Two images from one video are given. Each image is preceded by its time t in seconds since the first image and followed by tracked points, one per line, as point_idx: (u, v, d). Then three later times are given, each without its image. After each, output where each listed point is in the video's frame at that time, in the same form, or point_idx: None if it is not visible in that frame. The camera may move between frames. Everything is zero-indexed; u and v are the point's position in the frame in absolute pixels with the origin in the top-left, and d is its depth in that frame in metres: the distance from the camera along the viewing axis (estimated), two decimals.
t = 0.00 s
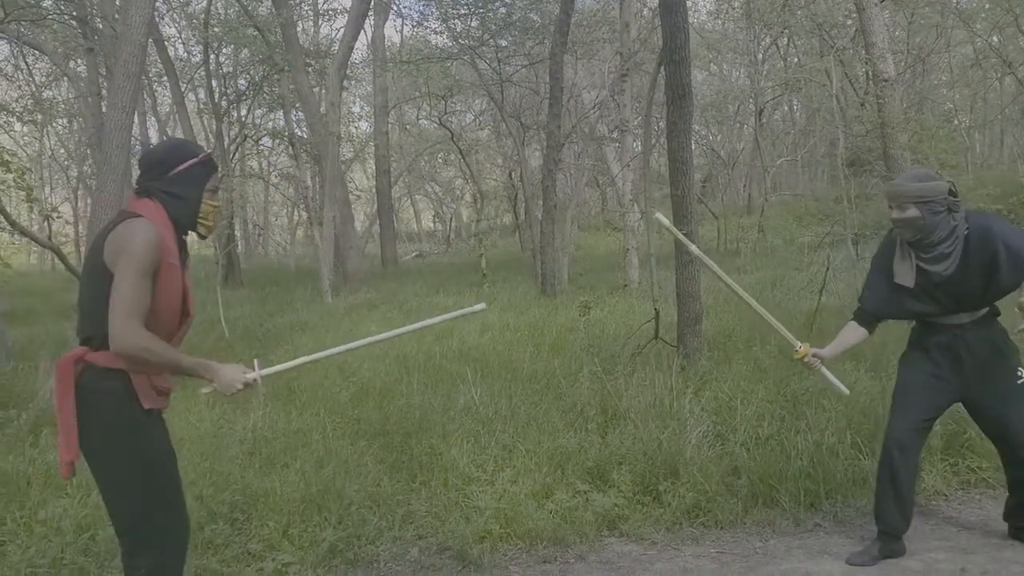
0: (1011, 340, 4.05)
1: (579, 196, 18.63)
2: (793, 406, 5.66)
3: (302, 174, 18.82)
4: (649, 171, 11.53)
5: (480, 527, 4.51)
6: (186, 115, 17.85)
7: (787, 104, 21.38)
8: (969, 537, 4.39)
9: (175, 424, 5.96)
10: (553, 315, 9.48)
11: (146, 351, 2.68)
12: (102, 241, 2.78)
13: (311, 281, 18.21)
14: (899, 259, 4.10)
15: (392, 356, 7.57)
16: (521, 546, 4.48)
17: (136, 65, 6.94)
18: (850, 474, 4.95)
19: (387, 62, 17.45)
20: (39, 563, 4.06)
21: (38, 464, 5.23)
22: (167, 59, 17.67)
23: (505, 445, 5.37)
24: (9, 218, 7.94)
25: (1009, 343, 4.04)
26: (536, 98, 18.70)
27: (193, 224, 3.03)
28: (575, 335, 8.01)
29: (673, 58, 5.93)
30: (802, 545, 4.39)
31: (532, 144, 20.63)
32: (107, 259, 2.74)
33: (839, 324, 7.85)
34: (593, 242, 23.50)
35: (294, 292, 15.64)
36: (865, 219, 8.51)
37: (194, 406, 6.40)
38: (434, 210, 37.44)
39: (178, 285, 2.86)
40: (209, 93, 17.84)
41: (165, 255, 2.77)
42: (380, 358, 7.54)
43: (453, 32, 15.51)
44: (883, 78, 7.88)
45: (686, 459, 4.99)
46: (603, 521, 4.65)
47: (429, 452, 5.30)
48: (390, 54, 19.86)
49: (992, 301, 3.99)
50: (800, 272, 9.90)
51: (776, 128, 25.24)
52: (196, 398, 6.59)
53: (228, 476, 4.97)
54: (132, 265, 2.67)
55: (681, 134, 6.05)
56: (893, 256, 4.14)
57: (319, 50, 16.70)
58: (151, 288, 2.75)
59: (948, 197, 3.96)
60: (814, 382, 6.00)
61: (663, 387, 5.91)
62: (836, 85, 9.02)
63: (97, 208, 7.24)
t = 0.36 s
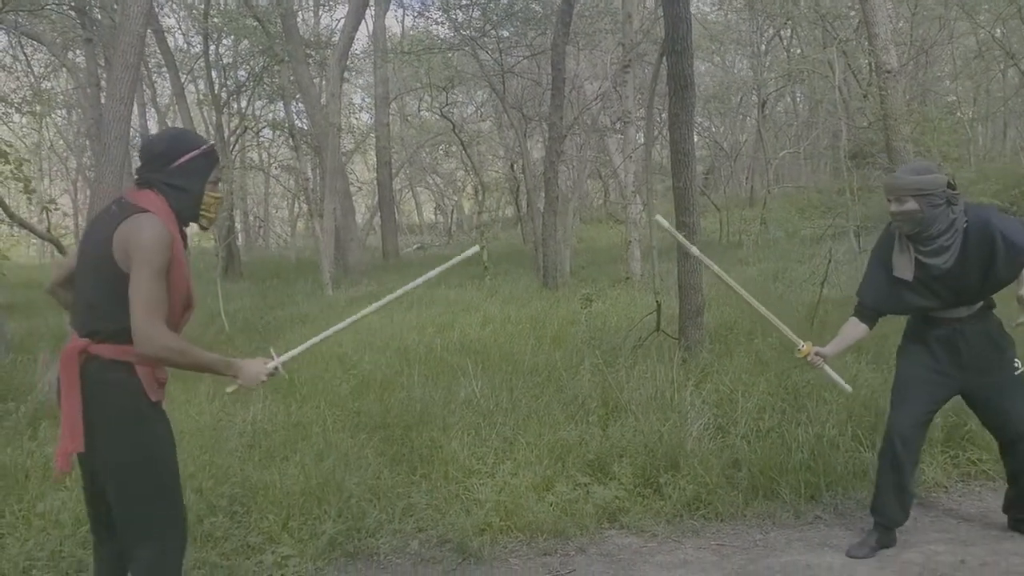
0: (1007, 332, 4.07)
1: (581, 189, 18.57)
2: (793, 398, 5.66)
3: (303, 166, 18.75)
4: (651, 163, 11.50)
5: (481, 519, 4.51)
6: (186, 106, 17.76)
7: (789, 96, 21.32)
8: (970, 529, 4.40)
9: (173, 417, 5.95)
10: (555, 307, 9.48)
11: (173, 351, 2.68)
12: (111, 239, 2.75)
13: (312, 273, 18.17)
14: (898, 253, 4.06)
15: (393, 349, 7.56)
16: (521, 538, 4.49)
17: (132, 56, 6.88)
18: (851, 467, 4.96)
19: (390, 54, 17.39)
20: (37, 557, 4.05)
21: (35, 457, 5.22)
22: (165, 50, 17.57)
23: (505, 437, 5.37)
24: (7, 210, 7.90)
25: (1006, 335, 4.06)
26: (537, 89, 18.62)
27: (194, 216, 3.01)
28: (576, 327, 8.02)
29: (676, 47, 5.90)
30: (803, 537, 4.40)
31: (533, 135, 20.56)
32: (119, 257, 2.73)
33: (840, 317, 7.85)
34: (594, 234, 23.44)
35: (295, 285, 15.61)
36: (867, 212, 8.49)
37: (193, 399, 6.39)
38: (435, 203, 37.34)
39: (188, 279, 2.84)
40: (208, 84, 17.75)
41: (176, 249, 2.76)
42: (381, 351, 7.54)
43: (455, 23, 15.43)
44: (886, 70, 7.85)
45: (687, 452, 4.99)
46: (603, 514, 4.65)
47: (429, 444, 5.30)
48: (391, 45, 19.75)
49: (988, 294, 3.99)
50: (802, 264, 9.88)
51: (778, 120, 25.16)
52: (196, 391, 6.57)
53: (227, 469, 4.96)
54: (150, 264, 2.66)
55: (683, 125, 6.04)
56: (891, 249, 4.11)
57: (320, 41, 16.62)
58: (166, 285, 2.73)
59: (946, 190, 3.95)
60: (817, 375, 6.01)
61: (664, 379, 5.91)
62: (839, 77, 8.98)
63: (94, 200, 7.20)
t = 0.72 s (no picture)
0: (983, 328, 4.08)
1: (582, 182, 18.56)
2: (792, 392, 5.67)
3: (305, 161, 18.77)
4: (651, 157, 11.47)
5: (481, 514, 4.51)
6: (188, 102, 17.77)
7: (791, 89, 21.27)
8: (969, 523, 4.40)
9: (175, 413, 5.96)
10: (555, 301, 9.48)
11: (150, 345, 2.71)
12: (100, 236, 2.77)
13: (314, 268, 18.21)
14: (873, 250, 4.05)
15: (393, 343, 7.58)
16: (521, 532, 4.50)
17: (133, 51, 6.89)
18: (851, 461, 4.95)
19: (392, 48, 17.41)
20: (38, 551, 4.07)
21: (36, 453, 5.24)
22: (168, 45, 17.58)
23: (505, 432, 5.38)
24: (8, 206, 7.91)
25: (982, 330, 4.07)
26: (539, 83, 18.60)
27: (183, 215, 3.03)
28: (577, 321, 8.02)
29: (676, 39, 5.89)
30: (804, 532, 4.40)
31: (535, 129, 20.55)
32: (108, 251, 2.74)
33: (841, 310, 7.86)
34: (596, 228, 23.44)
35: (298, 279, 15.64)
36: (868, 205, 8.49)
37: (194, 394, 6.40)
38: (437, 197, 37.36)
39: (176, 276, 2.86)
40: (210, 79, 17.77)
41: (161, 246, 2.77)
42: (381, 345, 7.55)
43: (456, 17, 15.41)
44: (888, 62, 7.83)
45: (687, 446, 4.99)
46: (604, 508, 4.65)
47: (429, 438, 5.30)
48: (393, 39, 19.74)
49: (964, 292, 3.99)
50: (802, 258, 9.86)
51: (780, 113, 25.12)
52: (198, 387, 6.60)
53: (227, 464, 4.97)
54: (132, 261, 2.67)
55: (683, 118, 6.02)
56: (865, 247, 4.10)
57: (322, 35, 16.64)
58: (148, 281, 2.75)
59: (923, 187, 3.91)
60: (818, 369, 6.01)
61: (664, 374, 5.91)
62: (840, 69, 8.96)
63: (95, 195, 7.22)
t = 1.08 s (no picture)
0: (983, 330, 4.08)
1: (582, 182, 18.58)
2: (791, 391, 5.68)
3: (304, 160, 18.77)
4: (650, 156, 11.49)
5: (479, 513, 4.52)
6: (188, 101, 17.77)
7: (790, 89, 21.28)
8: (966, 521, 4.42)
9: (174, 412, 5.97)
10: (554, 300, 9.50)
11: (148, 344, 2.70)
12: (103, 233, 2.77)
13: (314, 267, 18.21)
14: (872, 252, 4.06)
15: (392, 343, 7.59)
16: (519, 532, 4.51)
17: (132, 50, 6.89)
18: (849, 459, 4.97)
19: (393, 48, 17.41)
20: (34, 553, 4.10)
21: (34, 453, 5.25)
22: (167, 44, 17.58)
23: (503, 430, 5.38)
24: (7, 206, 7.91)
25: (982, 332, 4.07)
26: (538, 83, 18.60)
27: (189, 216, 3.03)
28: (576, 320, 8.04)
29: (675, 38, 5.90)
30: (802, 530, 4.42)
31: (535, 128, 20.56)
32: (110, 251, 2.74)
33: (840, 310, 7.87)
34: (595, 227, 23.46)
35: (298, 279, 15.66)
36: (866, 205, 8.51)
37: (193, 393, 6.41)
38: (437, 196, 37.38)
39: (176, 276, 2.86)
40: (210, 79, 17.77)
41: (164, 246, 2.78)
42: (381, 345, 7.56)
43: (456, 16, 15.42)
44: (887, 61, 7.85)
45: (685, 445, 5.00)
46: (602, 507, 4.66)
47: (428, 439, 5.31)
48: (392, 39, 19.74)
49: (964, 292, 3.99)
50: (802, 256, 9.86)
51: (779, 113, 25.14)
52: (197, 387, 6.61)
53: (224, 464, 4.95)
54: (133, 260, 2.68)
55: (682, 118, 6.04)
56: (863, 248, 4.12)
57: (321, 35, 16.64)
58: (149, 280, 2.75)
59: (920, 188, 3.92)
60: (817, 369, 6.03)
61: (663, 373, 5.91)
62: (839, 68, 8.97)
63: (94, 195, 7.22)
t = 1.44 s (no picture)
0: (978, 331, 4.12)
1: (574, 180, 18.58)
2: (782, 386, 5.71)
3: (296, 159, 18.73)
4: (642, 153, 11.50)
5: (470, 512, 4.52)
6: (179, 100, 17.70)
7: (782, 86, 21.31)
8: (954, 516, 4.46)
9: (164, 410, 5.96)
10: (546, 298, 9.51)
11: (170, 347, 2.69)
12: (122, 234, 2.77)
13: (305, 266, 18.17)
14: (859, 250, 4.09)
15: (384, 342, 7.59)
16: (510, 530, 4.53)
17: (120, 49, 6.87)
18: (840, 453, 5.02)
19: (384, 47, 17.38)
20: (21, 556, 4.10)
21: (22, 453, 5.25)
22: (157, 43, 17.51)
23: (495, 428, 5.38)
24: None
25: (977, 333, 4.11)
26: (530, 81, 18.59)
27: (205, 216, 3.04)
28: (568, 319, 8.05)
29: (665, 36, 5.92)
30: (793, 525, 4.46)
31: (527, 126, 20.55)
32: (131, 251, 2.73)
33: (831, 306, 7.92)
34: (588, 225, 23.48)
35: (290, 278, 15.63)
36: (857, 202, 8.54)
37: (184, 393, 6.41)
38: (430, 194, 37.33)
39: (193, 281, 2.86)
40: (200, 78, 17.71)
41: (186, 248, 2.78)
42: (373, 344, 7.56)
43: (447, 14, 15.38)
44: (876, 58, 7.87)
45: (676, 442, 5.02)
46: (594, 505, 4.68)
47: (420, 438, 5.31)
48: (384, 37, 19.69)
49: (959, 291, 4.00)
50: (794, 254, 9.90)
51: (771, 110, 25.18)
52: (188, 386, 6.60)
53: (216, 465, 4.95)
54: (156, 262, 2.66)
55: (672, 116, 6.05)
56: (853, 245, 4.14)
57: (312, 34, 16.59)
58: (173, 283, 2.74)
59: (904, 183, 3.95)
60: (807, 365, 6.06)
61: (655, 370, 5.93)
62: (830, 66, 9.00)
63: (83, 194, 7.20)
